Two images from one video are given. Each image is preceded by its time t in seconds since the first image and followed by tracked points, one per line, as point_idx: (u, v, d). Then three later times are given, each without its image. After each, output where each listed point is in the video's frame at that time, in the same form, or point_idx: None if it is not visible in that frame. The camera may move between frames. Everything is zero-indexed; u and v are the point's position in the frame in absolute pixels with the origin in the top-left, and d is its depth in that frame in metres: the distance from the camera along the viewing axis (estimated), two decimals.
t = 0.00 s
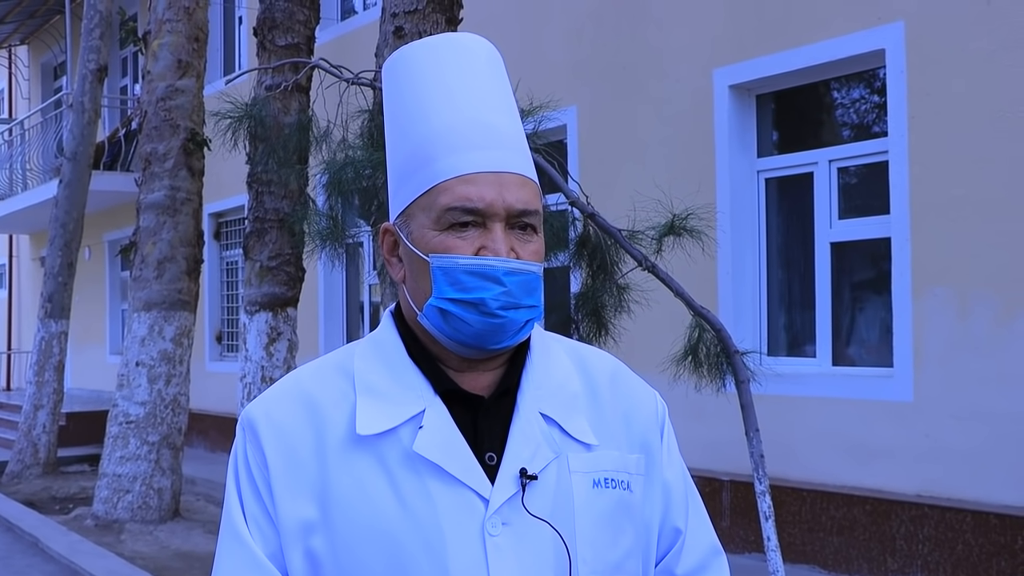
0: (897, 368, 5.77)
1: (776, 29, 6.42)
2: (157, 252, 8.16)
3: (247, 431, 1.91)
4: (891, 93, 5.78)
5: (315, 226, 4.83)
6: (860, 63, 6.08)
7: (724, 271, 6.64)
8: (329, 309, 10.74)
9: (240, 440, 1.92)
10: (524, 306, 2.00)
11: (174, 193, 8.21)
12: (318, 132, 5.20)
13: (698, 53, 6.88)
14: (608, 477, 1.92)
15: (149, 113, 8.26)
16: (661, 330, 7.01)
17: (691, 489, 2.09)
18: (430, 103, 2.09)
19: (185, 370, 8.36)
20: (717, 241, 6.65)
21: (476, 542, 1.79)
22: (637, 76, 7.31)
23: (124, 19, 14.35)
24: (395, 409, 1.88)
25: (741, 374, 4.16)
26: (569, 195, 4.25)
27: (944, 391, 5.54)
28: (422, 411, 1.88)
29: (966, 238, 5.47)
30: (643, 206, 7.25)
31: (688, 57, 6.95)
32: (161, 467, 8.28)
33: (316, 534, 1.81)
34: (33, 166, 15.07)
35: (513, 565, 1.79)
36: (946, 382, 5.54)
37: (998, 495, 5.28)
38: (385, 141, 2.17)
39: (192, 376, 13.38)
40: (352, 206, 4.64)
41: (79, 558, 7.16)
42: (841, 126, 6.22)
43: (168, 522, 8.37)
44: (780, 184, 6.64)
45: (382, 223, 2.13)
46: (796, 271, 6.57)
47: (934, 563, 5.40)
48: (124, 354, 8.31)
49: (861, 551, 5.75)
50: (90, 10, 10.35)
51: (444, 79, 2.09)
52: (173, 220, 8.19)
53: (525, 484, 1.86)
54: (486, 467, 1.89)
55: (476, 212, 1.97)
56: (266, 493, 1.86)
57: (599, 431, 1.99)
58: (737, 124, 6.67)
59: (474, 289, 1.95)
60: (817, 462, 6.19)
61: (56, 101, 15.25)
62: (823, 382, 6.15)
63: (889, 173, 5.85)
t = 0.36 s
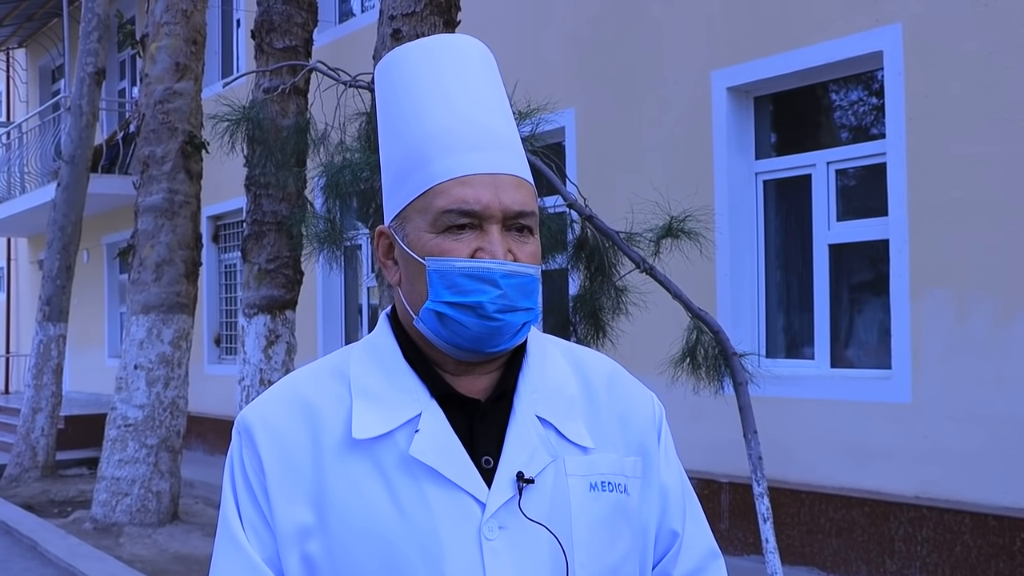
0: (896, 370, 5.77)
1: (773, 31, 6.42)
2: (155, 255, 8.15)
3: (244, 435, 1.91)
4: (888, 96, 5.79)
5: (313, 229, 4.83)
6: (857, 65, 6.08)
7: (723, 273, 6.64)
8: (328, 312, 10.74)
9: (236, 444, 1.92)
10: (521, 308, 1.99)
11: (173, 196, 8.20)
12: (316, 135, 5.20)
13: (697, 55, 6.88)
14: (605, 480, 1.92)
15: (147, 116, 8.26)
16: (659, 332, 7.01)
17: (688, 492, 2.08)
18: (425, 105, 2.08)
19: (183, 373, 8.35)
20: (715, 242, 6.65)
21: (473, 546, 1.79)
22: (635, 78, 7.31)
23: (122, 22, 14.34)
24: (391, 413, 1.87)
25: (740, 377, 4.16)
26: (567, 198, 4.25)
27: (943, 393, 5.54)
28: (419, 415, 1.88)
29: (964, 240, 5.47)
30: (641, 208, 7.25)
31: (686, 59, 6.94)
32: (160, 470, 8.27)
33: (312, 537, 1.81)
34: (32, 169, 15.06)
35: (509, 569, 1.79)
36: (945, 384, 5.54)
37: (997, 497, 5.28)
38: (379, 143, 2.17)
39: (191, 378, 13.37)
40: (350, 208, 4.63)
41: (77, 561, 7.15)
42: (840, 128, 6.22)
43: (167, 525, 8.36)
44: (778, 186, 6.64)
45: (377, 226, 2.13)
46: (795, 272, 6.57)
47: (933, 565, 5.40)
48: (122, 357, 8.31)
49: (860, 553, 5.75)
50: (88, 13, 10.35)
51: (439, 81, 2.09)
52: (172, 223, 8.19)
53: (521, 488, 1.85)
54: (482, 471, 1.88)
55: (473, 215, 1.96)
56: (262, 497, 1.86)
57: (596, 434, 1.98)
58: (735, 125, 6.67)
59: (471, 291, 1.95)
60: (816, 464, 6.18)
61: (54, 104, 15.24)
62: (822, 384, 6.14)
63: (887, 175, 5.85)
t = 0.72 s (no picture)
0: (893, 370, 5.76)
1: (770, 31, 6.42)
2: (152, 256, 8.14)
3: (238, 437, 1.90)
4: (885, 96, 5.79)
5: (310, 230, 4.83)
6: (854, 65, 6.08)
7: (720, 274, 6.64)
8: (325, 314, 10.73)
9: (231, 446, 1.92)
10: (518, 309, 1.99)
11: (169, 197, 8.19)
12: (312, 136, 5.20)
13: (694, 56, 6.88)
14: (601, 482, 1.92)
15: (144, 117, 8.25)
16: (656, 332, 7.00)
17: (684, 492, 2.08)
18: (420, 105, 2.08)
19: (180, 375, 8.34)
20: (712, 243, 6.65)
21: (469, 547, 1.79)
22: (632, 78, 7.31)
23: (118, 23, 14.33)
24: (386, 415, 1.87)
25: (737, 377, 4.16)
26: (564, 198, 4.24)
27: (941, 393, 5.53)
28: (414, 416, 1.87)
29: (961, 240, 5.47)
30: (638, 209, 7.25)
31: (683, 59, 6.94)
32: (157, 472, 8.26)
33: (308, 540, 1.80)
34: (29, 170, 15.04)
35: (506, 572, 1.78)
36: (942, 384, 5.53)
37: (994, 497, 5.27)
38: (374, 143, 2.16)
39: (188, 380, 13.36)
40: (347, 209, 4.62)
41: (75, 563, 7.13)
42: (837, 128, 6.22)
43: (164, 527, 8.35)
44: (775, 187, 6.64)
45: (372, 227, 2.12)
46: (792, 273, 6.56)
47: (931, 565, 5.40)
48: (119, 359, 8.29)
49: (857, 553, 5.75)
50: (84, 14, 10.35)
51: (434, 82, 2.08)
52: (169, 225, 8.18)
53: (518, 489, 1.85)
54: (478, 472, 1.88)
55: (468, 216, 1.96)
56: (257, 500, 1.85)
57: (591, 435, 1.98)
58: (732, 126, 6.66)
59: (467, 293, 1.95)
60: (814, 464, 6.18)
61: (51, 106, 15.22)
62: (819, 384, 6.14)
63: (884, 175, 5.85)
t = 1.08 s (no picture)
0: (892, 368, 5.76)
1: (769, 28, 6.41)
2: (150, 254, 8.13)
3: (235, 435, 1.89)
4: (884, 94, 5.78)
5: (308, 228, 4.82)
6: (853, 63, 6.08)
7: (718, 271, 6.63)
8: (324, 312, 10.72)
9: (228, 444, 1.91)
10: (516, 307, 1.99)
11: (168, 195, 8.18)
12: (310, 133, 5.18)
13: (693, 53, 6.87)
14: (599, 479, 1.91)
15: (142, 115, 8.23)
16: (655, 330, 7.00)
17: (682, 490, 2.07)
18: (417, 102, 2.07)
19: (179, 372, 8.33)
20: (711, 240, 6.64)
21: (467, 546, 1.78)
22: (631, 76, 7.30)
23: (117, 21, 14.31)
24: (384, 413, 1.86)
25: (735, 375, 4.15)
26: (562, 196, 4.23)
27: (939, 391, 5.53)
28: (411, 414, 1.87)
29: (961, 237, 5.46)
30: (637, 206, 7.24)
31: (682, 56, 6.93)
32: (155, 469, 8.25)
33: (306, 538, 1.80)
34: (27, 168, 15.02)
35: (504, 570, 1.77)
36: (941, 382, 5.53)
37: (993, 495, 5.27)
38: (371, 140, 2.15)
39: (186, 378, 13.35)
40: (345, 207, 4.61)
41: (73, 561, 7.12)
42: (836, 126, 6.22)
43: (162, 524, 8.34)
44: (775, 184, 6.63)
45: (370, 224, 2.11)
46: (791, 270, 6.56)
47: (929, 562, 5.40)
48: (117, 357, 8.28)
49: (856, 551, 5.74)
50: (82, 11, 10.34)
51: (432, 78, 2.08)
52: (167, 222, 8.17)
53: (516, 487, 1.84)
54: (477, 471, 1.87)
55: (466, 213, 1.95)
56: (255, 499, 1.84)
57: (589, 433, 1.97)
58: (731, 123, 6.66)
59: (466, 290, 1.94)
60: (812, 462, 6.18)
61: (49, 103, 15.19)
62: (818, 382, 6.14)
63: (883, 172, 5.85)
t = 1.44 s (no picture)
0: (892, 365, 5.76)
1: (769, 25, 6.40)
2: (150, 251, 8.13)
3: (234, 433, 1.88)
4: (885, 90, 5.78)
5: (308, 224, 4.81)
6: (854, 60, 6.07)
7: (718, 268, 6.63)
8: (324, 308, 10.72)
9: (226, 442, 1.90)
10: (532, 298, 2.02)
11: (168, 191, 8.17)
12: (310, 130, 5.17)
13: (693, 49, 6.86)
14: (601, 476, 1.91)
15: (142, 111, 8.22)
16: (655, 327, 7.00)
17: (680, 486, 2.07)
18: (418, 98, 2.06)
19: (179, 369, 8.33)
20: (711, 237, 6.64)
21: (470, 543, 1.78)
22: (631, 73, 7.29)
23: (116, 17, 14.29)
24: (386, 410, 1.86)
25: (736, 372, 4.15)
26: (562, 193, 4.22)
27: (939, 388, 5.53)
28: (414, 412, 1.86)
29: (961, 235, 5.46)
30: (637, 204, 7.24)
31: (683, 53, 6.92)
32: (155, 466, 8.25)
33: (308, 537, 1.79)
34: (26, 164, 15.01)
35: (508, 567, 1.77)
36: (941, 379, 5.53)
37: (993, 493, 5.27)
38: (369, 141, 2.14)
39: (186, 375, 13.35)
40: (345, 203, 4.61)
41: (73, 557, 7.12)
42: (836, 123, 6.21)
43: (162, 521, 8.34)
44: (775, 182, 6.63)
45: (374, 219, 2.07)
46: (791, 267, 6.56)
47: (929, 560, 5.40)
48: (117, 353, 8.28)
49: (855, 549, 5.75)
50: (82, 8, 10.33)
51: (431, 75, 2.08)
52: (167, 219, 8.17)
53: (519, 485, 1.84)
54: (479, 468, 1.87)
55: (486, 202, 1.95)
56: (255, 498, 1.84)
57: (590, 430, 1.97)
58: (731, 120, 6.65)
59: (487, 280, 1.94)
60: (812, 459, 6.18)
61: (49, 99, 15.17)
62: (818, 379, 6.14)
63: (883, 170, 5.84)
